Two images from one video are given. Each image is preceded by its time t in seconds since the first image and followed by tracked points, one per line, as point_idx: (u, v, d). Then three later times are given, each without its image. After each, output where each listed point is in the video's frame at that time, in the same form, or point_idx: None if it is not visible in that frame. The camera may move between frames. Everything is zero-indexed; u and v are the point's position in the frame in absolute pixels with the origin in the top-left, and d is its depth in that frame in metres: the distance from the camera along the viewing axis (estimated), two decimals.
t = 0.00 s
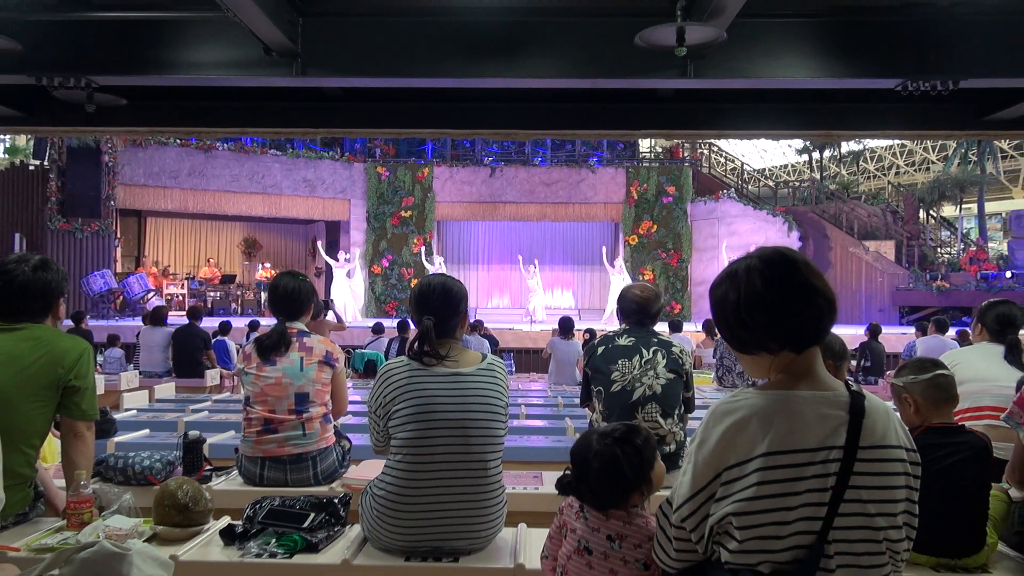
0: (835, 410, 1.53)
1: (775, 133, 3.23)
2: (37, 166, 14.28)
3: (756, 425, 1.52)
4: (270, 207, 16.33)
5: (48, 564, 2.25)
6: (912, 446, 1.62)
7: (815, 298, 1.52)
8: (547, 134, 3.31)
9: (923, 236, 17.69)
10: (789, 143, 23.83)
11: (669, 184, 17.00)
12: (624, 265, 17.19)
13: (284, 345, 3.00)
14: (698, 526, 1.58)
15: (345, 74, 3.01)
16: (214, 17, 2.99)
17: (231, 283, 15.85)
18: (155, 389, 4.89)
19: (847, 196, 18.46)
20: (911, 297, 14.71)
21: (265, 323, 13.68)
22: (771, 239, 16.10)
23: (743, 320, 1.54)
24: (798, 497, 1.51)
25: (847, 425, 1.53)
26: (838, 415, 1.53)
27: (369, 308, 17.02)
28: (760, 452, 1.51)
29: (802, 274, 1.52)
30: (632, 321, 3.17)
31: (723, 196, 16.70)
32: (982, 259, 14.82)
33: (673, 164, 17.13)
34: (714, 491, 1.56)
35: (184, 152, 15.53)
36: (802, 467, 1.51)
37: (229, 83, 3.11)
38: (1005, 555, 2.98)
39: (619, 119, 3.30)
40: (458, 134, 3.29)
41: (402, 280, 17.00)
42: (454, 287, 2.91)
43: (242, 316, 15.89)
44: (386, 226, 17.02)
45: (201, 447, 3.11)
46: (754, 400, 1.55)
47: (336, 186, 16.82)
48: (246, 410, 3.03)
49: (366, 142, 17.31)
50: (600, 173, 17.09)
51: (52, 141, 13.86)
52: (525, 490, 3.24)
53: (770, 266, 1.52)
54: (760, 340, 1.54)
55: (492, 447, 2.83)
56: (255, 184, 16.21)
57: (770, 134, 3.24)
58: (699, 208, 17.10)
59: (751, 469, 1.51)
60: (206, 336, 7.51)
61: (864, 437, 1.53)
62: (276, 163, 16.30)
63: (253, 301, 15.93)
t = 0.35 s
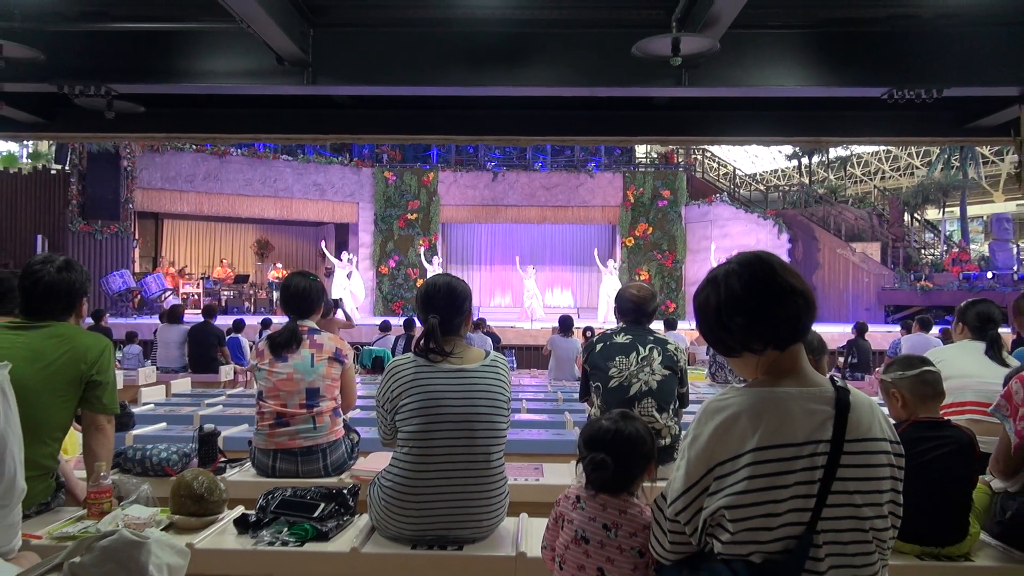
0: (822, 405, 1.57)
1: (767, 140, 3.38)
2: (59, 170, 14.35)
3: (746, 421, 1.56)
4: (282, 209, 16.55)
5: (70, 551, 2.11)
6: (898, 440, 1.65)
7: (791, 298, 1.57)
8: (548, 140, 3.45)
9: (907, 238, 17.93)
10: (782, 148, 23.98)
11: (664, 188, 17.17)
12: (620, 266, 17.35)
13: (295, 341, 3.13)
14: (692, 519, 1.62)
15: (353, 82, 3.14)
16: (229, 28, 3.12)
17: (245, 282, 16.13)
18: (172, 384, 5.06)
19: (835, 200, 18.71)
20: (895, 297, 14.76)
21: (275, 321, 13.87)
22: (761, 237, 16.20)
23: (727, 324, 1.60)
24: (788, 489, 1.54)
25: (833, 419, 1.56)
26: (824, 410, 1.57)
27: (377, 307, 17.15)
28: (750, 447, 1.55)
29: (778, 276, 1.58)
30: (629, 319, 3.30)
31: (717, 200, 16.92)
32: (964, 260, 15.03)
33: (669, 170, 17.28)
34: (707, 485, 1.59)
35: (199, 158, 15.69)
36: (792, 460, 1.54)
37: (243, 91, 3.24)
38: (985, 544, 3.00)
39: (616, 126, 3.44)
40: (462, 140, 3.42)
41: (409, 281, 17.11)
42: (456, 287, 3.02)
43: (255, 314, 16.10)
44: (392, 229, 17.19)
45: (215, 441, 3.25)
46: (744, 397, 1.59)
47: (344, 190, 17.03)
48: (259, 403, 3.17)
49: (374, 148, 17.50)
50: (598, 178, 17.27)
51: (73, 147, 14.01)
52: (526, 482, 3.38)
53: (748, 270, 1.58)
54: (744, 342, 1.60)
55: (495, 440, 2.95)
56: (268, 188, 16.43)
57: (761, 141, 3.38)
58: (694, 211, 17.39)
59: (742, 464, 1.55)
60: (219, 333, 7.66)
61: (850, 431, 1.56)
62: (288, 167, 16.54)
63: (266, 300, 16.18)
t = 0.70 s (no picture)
0: (810, 402, 1.58)
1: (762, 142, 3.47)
2: (75, 173, 14.45)
3: (737, 418, 1.58)
4: (289, 211, 16.65)
5: (82, 542, 1.99)
6: (884, 434, 1.67)
7: (779, 303, 1.57)
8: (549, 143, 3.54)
9: (899, 240, 18.08)
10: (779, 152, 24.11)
11: (661, 191, 17.31)
12: (619, 266, 17.46)
13: (303, 340, 3.23)
14: (684, 515, 1.63)
15: (359, 87, 3.24)
16: (239, 35, 3.23)
17: (254, 282, 16.31)
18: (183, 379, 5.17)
19: (829, 202, 18.87)
20: (886, 296, 14.82)
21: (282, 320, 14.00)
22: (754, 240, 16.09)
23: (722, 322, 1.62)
24: (777, 484, 1.55)
25: (821, 415, 1.57)
26: (812, 408, 1.57)
27: (382, 306, 17.23)
28: (740, 444, 1.56)
29: (767, 280, 1.58)
30: (628, 318, 3.39)
31: (712, 202, 16.78)
32: (954, 261, 15.17)
33: (665, 173, 17.30)
34: (699, 480, 1.61)
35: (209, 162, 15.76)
36: (782, 456, 1.55)
37: (252, 95, 3.34)
38: (975, 537, 3.03)
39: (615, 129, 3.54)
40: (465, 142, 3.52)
41: (413, 282, 17.18)
42: (460, 286, 3.08)
43: (263, 313, 16.26)
44: (397, 230, 17.31)
45: (225, 436, 3.36)
46: (735, 394, 1.60)
47: (351, 193, 17.17)
48: (268, 399, 3.27)
49: (380, 151, 17.67)
50: (598, 180, 17.38)
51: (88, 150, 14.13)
52: (525, 476, 3.48)
53: (744, 268, 1.59)
54: (738, 340, 1.62)
55: (496, 436, 3.02)
56: (276, 190, 16.56)
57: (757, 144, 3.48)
58: (691, 213, 17.23)
59: (733, 459, 1.56)
60: (230, 331, 7.77)
61: (839, 426, 1.57)
62: (295, 169, 16.63)
63: (274, 299, 16.33)
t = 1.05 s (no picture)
0: (816, 402, 1.58)
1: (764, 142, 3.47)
2: (77, 172, 14.52)
3: (741, 415, 1.57)
4: (291, 211, 16.66)
5: (85, 540, 1.98)
6: (890, 436, 1.66)
7: (793, 303, 1.57)
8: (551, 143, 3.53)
9: (901, 240, 18.04)
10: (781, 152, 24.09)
11: (664, 191, 17.28)
12: (621, 266, 17.43)
13: (305, 339, 3.23)
14: (688, 512, 1.63)
15: (361, 86, 3.24)
16: (242, 35, 3.22)
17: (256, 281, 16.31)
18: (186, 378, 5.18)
19: (831, 201, 18.87)
20: (889, 297, 14.78)
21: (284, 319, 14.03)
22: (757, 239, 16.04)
23: (736, 316, 1.62)
24: (780, 484, 1.55)
25: (826, 416, 1.57)
26: (818, 408, 1.57)
27: (384, 306, 17.26)
28: (744, 442, 1.56)
29: (781, 282, 1.57)
30: (630, 317, 3.39)
31: (715, 202, 16.81)
32: (956, 261, 15.13)
33: (668, 173, 17.37)
34: (703, 478, 1.61)
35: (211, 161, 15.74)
36: (786, 455, 1.55)
37: (255, 94, 3.34)
38: (977, 537, 3.01)
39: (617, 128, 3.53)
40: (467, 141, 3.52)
41: (415, 281, 17.19)
42: (462, 286, 3.08)
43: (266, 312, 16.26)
44: (400, 229, 17.33)
45: (228, 435, 3.36)
46: (741, 391, 1.60)
47: (353, 192, 17.17)
48: (270, 398, 3.27)
49: (382, 151, 17.68)
50: (600, 180, 17.38)
51: (92, 149, 14.13)
52: (527, 476, 3.48)
53: (762, 266, 1.58)
54: (753, 335, 1.61)
55: (498, 435, 3.01)
56: (280, 190, 16.58)
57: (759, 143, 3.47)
58: (693, 213, 17.31)
59: (737, 457, 1.56)
60: (232, 332, 7.83)
61: (843, 427, 1.57)
62: (298, 169, 16.64)
63: (276, 298, 16.37)
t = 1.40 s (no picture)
0: (827, 401, 1.57)
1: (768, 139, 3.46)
2: (81, 172, 14.46)
3: (750, 411, 1.57)
4: (295, 211, 16.66)
5: (91, 540, 1.98)
6: (899, 437, 1.66)
7: (814, 299, 1.56)
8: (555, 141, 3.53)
9: (905, 238, 18.03)
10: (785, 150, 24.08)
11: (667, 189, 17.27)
12: (624, 265, 17.44)
13: (309, 338, 3.24)
14: (695, 508, 1.64)
15: (365, 86, 3.24)
16: (246, 34, 3.23)
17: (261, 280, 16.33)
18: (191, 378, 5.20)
19: (834, 200, 18.85)
20: (894, 295, 14.71)
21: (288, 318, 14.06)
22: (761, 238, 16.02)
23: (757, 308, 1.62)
24: (787, 482, 1.54)
25: (835, 415, 1.56)
26: (829, 408, 1.56)
27: (388, 305, 17.30)
28: (751, 439, 1.56)
29: (807, 275, 1.57)
30: (634, 316, 3.38)
31: (719, 201, 16.85)
32: (960, 259, 15.11)
33: (671, 171, 17.34)
34: (709, 475, 1.61)
35: (216, 161, 15.86)
36: (794, 453, 1.54)
37: (259, 93, 3.34)
38: (982, 536, 3.00)
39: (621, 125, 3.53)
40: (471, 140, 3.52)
41: (418, 280, 17.22)
42: (466, 285, 3.08)
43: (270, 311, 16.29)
44: (403, 228, 17.37)
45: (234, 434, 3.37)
46: (751, 387, 1.59)
47: (356, 191, 17.17)
48: (274, 397, 3.28)
49: (385, 150, 17.68)
50: (603, 179, 17.38)
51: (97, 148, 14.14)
52: (531, 475, 3.48)
53: (785, 260, 1.58)
54: (774, 330, 1.60)
55: (503, 434, 3.01)
56: (284, 189, 16.57)
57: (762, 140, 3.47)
58: (697, 211, 17.44)
59: (743, 455, 1.56)
60: (236, 331, 7.79)
61: (852, 426, 1.56)
62: (302, 168, 16.62)
63: (280, 297, 16.40)
